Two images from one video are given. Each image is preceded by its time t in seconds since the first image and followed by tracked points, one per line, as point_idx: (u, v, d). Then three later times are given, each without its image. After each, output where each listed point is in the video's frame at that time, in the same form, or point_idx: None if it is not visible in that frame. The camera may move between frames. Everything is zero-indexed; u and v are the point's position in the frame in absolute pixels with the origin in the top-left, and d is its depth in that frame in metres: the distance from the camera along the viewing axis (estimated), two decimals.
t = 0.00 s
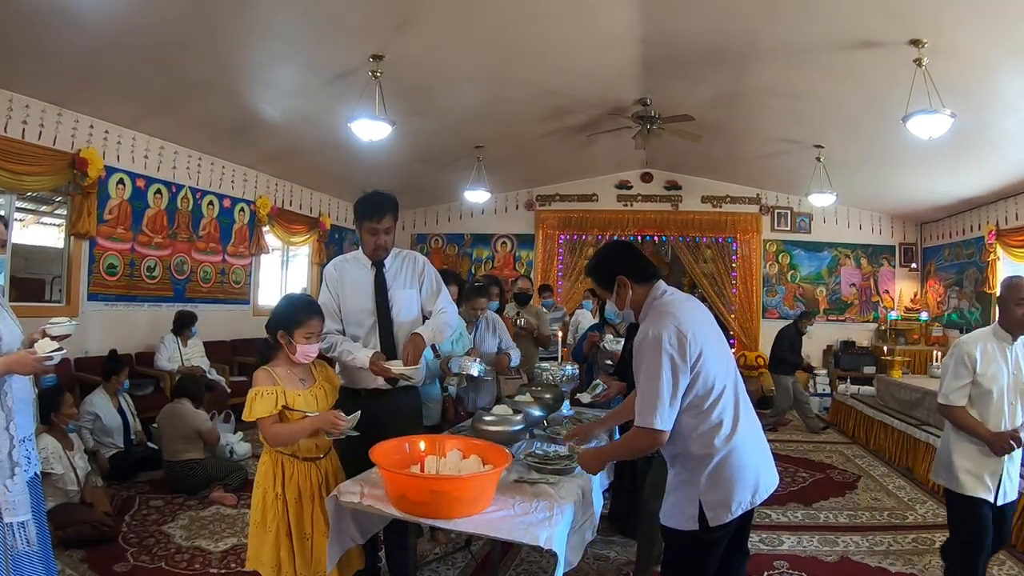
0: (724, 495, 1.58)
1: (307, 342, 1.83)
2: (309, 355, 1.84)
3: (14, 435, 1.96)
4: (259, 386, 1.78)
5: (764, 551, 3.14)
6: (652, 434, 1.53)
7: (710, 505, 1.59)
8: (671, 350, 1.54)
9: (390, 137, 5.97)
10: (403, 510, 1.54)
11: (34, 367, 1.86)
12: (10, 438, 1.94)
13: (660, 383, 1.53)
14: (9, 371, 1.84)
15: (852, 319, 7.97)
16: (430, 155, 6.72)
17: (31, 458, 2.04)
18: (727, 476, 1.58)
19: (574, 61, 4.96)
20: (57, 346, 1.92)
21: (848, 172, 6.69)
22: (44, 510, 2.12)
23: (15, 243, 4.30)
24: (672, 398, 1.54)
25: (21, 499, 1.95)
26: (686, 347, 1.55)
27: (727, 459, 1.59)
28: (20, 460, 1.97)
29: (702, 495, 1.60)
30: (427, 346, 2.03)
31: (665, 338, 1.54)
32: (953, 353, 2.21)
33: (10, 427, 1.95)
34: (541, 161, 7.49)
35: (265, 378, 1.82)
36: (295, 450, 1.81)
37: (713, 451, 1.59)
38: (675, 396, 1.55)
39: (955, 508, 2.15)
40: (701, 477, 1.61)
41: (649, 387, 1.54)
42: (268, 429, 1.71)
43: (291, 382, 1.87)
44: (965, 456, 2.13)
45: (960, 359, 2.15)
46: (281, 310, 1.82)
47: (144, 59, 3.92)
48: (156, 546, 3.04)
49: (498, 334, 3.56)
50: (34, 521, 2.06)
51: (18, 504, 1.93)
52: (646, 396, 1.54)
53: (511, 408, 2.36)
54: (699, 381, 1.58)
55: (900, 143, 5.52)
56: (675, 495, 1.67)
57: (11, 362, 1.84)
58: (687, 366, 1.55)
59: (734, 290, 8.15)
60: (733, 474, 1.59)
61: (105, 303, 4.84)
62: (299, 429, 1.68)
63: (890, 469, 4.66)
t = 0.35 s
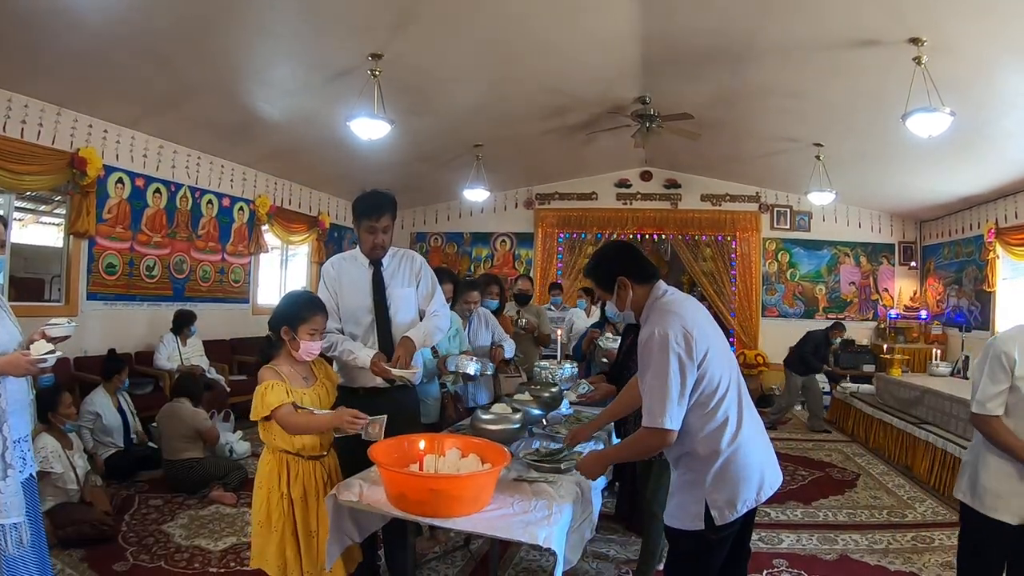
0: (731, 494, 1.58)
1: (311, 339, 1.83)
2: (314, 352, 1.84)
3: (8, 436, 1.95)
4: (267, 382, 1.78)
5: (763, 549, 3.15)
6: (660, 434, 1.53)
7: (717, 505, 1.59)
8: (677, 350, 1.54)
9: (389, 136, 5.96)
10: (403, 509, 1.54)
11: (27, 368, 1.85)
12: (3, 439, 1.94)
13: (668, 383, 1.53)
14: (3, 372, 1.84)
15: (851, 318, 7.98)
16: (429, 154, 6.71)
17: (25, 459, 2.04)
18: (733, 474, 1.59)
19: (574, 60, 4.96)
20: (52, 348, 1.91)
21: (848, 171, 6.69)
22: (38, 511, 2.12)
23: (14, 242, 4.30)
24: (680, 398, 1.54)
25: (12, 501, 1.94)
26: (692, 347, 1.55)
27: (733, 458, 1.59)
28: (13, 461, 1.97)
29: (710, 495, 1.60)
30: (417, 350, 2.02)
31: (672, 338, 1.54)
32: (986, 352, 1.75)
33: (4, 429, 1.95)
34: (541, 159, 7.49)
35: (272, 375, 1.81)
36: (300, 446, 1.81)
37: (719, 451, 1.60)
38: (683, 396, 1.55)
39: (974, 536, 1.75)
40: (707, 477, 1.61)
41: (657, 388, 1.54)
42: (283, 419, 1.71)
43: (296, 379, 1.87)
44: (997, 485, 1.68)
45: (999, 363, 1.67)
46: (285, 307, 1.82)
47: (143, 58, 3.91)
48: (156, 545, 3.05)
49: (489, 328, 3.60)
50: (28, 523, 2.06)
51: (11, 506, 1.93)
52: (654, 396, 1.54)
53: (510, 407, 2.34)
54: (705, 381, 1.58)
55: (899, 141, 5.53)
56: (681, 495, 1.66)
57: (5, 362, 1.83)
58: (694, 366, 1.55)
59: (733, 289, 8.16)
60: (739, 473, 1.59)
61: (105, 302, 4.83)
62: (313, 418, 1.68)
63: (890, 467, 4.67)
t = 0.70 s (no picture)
0: (731, 493, 1.58)
1: (314, 339, 1.82)
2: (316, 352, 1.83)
3: (6, 435, 1.95)
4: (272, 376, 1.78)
5: (763, 547, 3.15)
6: (659, 433, 1.54)
7: (716, 503, 1.59)
8: (679, 349, 1.54)
9: (389, 135, 5.96)
10: (403, 507, 1.54)
11: (23, 367, 1.85)
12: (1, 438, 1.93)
13: (668, 383, 1.53)
14: (0, 371, 1.84)
15: (852, 316, 7.98)
16: (429, 153, 6.70)
17: (23, 458, 2.04)
18: (733, 473, 1.59)
19: (574, 59, 4.96)
20: (49, 347, 1.91)
21: (848, 169, 6.69)
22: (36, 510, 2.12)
23: (14, 242, 4.30)
24: (680, 397, 1.54)
25: (10, 500, 1.94)
26: (694, 347, 1.55)
27: (733, 457, 1.59)
28: (11, 461, 1.96)
29: (709, 493, 1.60)
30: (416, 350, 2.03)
31: (674, 337, 1.54)
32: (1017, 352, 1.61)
33: (2, 428, 1.94)
34: (540, 158, 7.48)
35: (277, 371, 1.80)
36: (298, 445, 1.80)
37: (719, 450, 1.60)
38: (683, 394, 1.55)
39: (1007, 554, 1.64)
40: (707, 476, 1.61)
41: (658, 387, 1.54)
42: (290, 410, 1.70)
43: (298, 378, 1.86)
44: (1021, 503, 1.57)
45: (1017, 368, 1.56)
46: (288, 304, 1.80)
47: (142, 58, 3.91)
48: (155, 544, 3.05)
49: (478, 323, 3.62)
50: (26, 522, 2.05)
51: (8, 505, 1.93)
52: (654, 395, 1.54)
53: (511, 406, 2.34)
54: (706, 380, 1.59)
55: (899, 140, 5.52)
56: (680, 493, 1.67)
57: (2, 361, 1.83)
58: (695, 365, 1.55)
59: (733, 287, 8.16)
60: (739, 472, 1.59)
61: (105, 301, 4.83)
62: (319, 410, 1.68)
63: (890, 466, 4.68)
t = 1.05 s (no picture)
0: (731, 492, 1.58)
1: (325, 336, 1.81)
2: (327, 350, 1.82)
3: (7, 432, 1.95)
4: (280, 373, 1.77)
5: (765, 546, 3.16)
6: (660, 432, 1.54)
7: (717, 502, 1.59)
8: (681, 348, 1.54)
9: (391, 133, 5.95)
10: (404, 505, 1.54)
11: (25, 365, 1.85)
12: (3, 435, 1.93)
13: (670, 383, 1.53)
14: (2, 368, 1.84)
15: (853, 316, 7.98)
16: (431, 151, 6.69)
17: (25, 455, 2.04)
18: (734, 472, 1.59)
19: (576, 57, 4.95)
20: (50, 344, 1.91)
21: (850, 169, 6.69)
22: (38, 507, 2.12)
23: (15, 240, 4.30)
24: (681, 397, 1.54)
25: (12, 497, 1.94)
26: (696, 347, 1.55)
27: (734, 455, 1.59)
28: (12, 458, 1.96)
29: (710, 492, 1.60)
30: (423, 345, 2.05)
31: (676, 337, 1.54)
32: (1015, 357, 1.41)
33: (4, 425, 1.95)
34: (542, 156, 7.48)
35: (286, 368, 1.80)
36: (306, 444, 1.81)
37: (721, 448, 1.60)
38: (685, 393, 1.55)
39: None
40: (707, 475, 1.61)
41: (659, 386, 1.54)
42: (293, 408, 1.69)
43: (308, 376, 1.86)
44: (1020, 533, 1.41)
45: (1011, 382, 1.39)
46: (299, 302, 1.81)
47: (144, 55, 3.89)
48: (157, 542, 3.05)
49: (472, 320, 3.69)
50: (30, 519, 2.06)
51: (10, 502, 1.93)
52: (656, 395, 1.54)
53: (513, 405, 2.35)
54: (708, 379, 1.59)
55: (901, 139, 5.52)
56: (681, 491, 1.67)
57: (4, 358, 1.82)
58: (697, 365, 1.55)
59: (734, 286, 8.17)
60: (740, 472, 1.59)
61: (106, 299, 4.83)
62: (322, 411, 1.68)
63: (890, 465, 4.69)
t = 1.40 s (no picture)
0: (733, 492, 1.58)
1: (339, 334, 1.81)
2: (342, 349, 1.81)
3: (7, 430, 1.96)
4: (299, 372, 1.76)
5: (766, 547, 3.16)
6: (662, 432, 1.54)
7: (719, 502, 1.59)
8: (684, 348, 1.54)
9: (393, 132, 5.95)
10: (405, 504, 1.54)
11: (26, 363, 1.85)
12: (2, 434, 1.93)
13: (673, 383, 1.53)
14: (4, 366, 1.84)
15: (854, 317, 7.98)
16: (433, 151, 6.69)
17: (25, 453, 2.04)
18: (736, 472, 1.59)
19: (578, 57, 4.95)
20: (51, 342, 1.91)
21: (852, 169, 6.69)
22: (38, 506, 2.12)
23: (16, 238, 4.31)
24: (684, 397, 1.55)
25: (11, 495, 1.94)
26: (699, 347, 1.55)
27: (736, 456, 1.59)
28: (11, 456, 1.96)
29: (712, 491, 1.60)
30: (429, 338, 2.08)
31: (679, 337, 1.54)
32: None
33: (3, 423, 1.94)
34: (544, 156, 7.48)
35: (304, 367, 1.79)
36: (316, 445, 1.81)
37: (724, 448, 1.60)
38: (687, 393, 1.55)
39: None
40: (709, 475, 1.62)
41: (662, 387, 1.54)
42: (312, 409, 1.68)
43: (323, 376, 1.84)
44: None
45: None
46: (315, 301, 1.80)
47: (146, 54, 3.90)
48: (158, 540, 3.05)
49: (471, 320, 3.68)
50: (29, 518, 2.06)
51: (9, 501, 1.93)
52: (659, 395, 1.54)
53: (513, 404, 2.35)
54: (711, 380, 1.59)
55: (903, 140, 5.52)
56: (683, 490, 1.67)
57: (4, 356, 1.82)
58: (700, 365, 1.55)
59: (735, 286, 8.17)
60: (742, 472, 1.59)
61: (107, 297, 4.83)
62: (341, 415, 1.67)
63: (891, 467, 4.69)
